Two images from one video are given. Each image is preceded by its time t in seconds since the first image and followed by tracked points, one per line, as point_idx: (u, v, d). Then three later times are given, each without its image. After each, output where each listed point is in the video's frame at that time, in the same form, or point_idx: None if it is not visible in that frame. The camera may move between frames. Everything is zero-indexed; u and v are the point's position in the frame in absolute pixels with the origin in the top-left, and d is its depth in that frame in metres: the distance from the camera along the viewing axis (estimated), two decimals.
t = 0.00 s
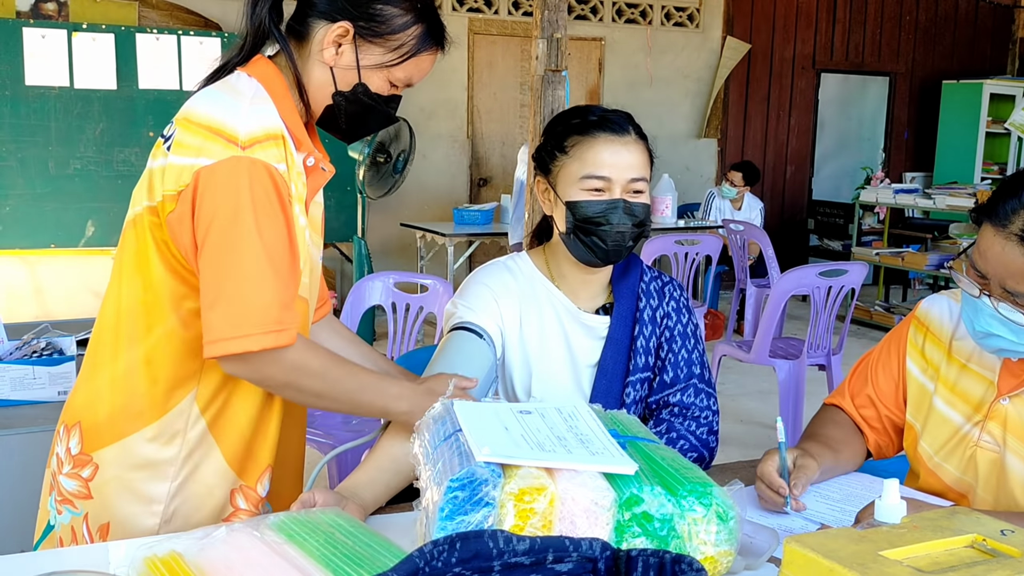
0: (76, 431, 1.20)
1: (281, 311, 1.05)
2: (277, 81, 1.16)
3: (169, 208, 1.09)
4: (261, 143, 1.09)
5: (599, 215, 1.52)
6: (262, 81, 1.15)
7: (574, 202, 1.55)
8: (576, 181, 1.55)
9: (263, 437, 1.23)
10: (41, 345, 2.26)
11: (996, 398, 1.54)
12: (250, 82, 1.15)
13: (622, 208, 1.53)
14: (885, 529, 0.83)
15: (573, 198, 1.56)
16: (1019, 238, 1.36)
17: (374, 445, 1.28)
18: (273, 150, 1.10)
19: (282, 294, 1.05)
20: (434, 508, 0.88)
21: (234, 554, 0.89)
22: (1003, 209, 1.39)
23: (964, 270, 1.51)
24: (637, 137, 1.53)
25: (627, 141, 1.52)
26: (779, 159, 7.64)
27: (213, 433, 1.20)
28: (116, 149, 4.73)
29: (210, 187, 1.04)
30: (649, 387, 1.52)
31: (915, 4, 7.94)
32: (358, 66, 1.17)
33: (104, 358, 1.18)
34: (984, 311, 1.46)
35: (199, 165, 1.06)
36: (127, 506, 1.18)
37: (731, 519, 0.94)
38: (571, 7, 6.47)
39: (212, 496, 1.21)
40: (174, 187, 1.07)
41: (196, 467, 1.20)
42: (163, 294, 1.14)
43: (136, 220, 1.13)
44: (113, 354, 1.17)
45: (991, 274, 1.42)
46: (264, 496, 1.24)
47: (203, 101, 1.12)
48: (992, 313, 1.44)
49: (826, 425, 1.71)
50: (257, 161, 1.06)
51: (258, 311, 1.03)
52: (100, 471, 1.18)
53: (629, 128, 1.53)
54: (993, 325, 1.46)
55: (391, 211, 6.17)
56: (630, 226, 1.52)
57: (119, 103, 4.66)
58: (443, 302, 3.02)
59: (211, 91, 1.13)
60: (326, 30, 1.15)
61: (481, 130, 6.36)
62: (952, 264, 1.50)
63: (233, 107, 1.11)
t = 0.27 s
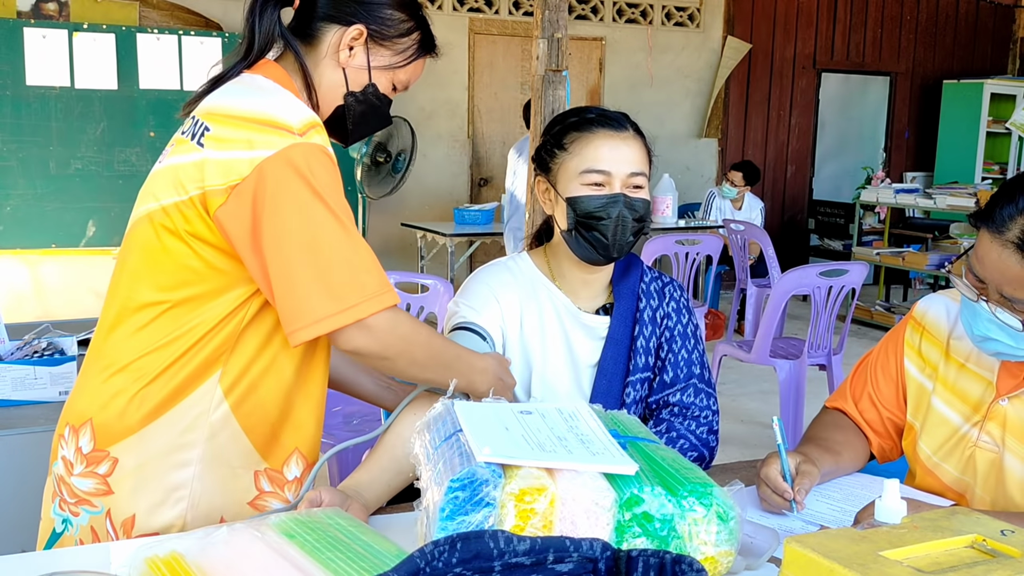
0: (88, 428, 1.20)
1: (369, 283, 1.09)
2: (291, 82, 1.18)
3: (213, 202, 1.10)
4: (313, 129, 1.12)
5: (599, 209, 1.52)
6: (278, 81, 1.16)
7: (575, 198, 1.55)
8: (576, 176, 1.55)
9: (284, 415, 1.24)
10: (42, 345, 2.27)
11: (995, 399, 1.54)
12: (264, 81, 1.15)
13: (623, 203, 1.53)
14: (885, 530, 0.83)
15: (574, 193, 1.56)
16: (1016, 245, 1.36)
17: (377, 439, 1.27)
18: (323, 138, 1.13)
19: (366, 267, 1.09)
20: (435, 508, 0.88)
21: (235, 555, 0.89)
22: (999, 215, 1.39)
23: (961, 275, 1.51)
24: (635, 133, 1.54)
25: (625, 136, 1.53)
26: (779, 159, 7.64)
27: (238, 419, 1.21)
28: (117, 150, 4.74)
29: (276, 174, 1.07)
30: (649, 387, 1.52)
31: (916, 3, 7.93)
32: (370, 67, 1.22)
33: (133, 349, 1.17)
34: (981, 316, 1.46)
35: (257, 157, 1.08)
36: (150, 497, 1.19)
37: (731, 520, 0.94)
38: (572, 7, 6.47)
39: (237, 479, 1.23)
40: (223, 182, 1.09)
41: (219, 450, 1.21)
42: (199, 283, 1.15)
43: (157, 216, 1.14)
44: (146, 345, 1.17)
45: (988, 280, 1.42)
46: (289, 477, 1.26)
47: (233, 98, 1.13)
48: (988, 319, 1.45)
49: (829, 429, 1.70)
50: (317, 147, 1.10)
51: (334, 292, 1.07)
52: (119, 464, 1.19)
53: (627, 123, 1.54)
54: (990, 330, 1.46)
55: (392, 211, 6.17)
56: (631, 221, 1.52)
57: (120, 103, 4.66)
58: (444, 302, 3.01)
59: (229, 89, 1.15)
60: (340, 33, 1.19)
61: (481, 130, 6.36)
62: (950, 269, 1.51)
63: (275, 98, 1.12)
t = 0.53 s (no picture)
0: (89, 428, 1.19)
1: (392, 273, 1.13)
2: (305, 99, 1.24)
3: (237, 193, 1.12)
4: (339, 129, 1.17)
5: (601, 203, 1.52)
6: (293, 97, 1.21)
7: (577, 192, 1.55)
8: (578, 171, 1.55)
9: (290, 412, 1.25)
10: (44, 344, 2.27)
11: (998, 398, 1.54)
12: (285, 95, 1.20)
13: (625, 197, 1.53)
14: (888, 529, 0.83)
15: (576, 187, 1.56)
16: (1021, 244, 1.36)
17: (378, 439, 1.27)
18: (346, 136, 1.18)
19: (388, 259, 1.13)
20: (437, 507, 0.88)
21: (238, 554, 0.89)
22: (1006, 214, 1.38)
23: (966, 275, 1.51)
24: (635, 130, 1.54)
25: (625, 133, 1.53)
26: (779, 159, 7.63)
27: (245, 419, 1.22)
28: (118, 149, 4.74)
29: (306, 163, 1.10)
30: (649, 387, 1.52)
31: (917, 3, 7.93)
32: (370, 88, 1.29)
33: (145, 339, 1.17)
34: (985, 316, 1.46)
35: (286, 147, 1.11)
36: (157, 498, 1.20)
37: (734, 519, 0.94)
38: (573, 7, 6.48)
39: (239, 479, 1.24)
40: (249, 172, 1.12)
41: (223, 451, 1.22)
42: (214, 274, 1.16)
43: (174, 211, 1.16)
44: (160, 335, 1.17)
45: (994, 279, 1.42)
46: (286, 479, 1.28)
47: (258, 96, 1.17)
48: (993, 318, 1.45)
49: (833, 429, 1.70)
50: (343, 143, 1.15)
51: (360, 280, 1.10)
52: (124, 466, 1.19)
53: (627, 120, 1.55)
54: (994, 329, 1.46)
55: (393, 210, 6.17)
56: (633, 216, 1.52)
57: (121, 103, 4.67)
58: (445, 302, 3.01)
59: (255, 92, 1.18)
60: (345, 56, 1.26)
61: (482, 130, 6.35)
62: (955, 268, 1.51)
63: (299, 100, 1.17)
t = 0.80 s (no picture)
0: (90, 428, 1.18)
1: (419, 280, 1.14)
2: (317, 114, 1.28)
3: (261, 201, 1.13)
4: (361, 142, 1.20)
5: (601, 204, 1.52)
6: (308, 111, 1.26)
7: (577, 193, 1.55)
8: (577, 172, 1.55)
9: (284, 424, 1.27)
10: (45, 344, 2.28)
11: (1000, 397, 1.54)
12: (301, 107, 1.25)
13: (625, 197, 1.53)
14: (887, 527, 0.83)
15: (576, 188, 1.56)
16: None
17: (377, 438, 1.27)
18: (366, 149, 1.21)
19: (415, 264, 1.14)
20: (437, 506, 0.88)
21: (240, 552, 0.90)
22: (1011, 213, 1.38)
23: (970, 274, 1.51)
24: (633, 130, 1.55)
25: (624, 133, 1.53)
26: (780, 159, 7.64)
27: (244, 422, 1.23)
28: (119, 149, 4.75)
29: (333, 172, 1.12)
30: (650, 386, 1.52)
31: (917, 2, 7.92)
32: (372, 110, 1.34)
33: (156, 338, 1.17)
34: (989, 315, 1.47)
35: (314, 157, 1.13)
36: (157, 499, 1.21)
37: (734, 517, 0.94)
38: (573, 6, 6.48)
39: (227, 481, 1.25)
40: (278, 179, 1.13)
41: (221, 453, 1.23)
42: (224, 279, 1.16)
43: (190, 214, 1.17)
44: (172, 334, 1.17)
45: (998, 278, 1.43)
46: (272, 486, 1.30)
47: (284, 108, 1.20)
48: (998, 317, 1.45)
49: (832, 428, 1.71)
50: (367, 155, 1.18)
51: (390, 286, 1.11)
52: (125, 467, 1.19)
53: (625, 121, 1.55)
54: (998, 328, 1.46)
55: (393, 210, 6.18)
56: (632, 216, 1.53)
57: (121, 103, 4.67)
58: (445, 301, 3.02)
59: (276, 104, 1.22)
60: (351, 78, 1.32)
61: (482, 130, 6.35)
62: (959, 267, 1.51)
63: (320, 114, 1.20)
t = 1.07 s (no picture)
0: (87, 427, 1.18)
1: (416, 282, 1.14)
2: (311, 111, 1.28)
3: (260, 204, 1.13)
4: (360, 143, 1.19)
5: (604, 202, 1.52)
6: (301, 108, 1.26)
7: (579, 191, 1.55)
8: (579, 171, 1.55)
9: (279, 425, 1.27)
10: (43, 344, 2.28)
11: (999, 395, 1.54)
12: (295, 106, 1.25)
13: (627, 195, 1.53)
14: (886, 526, 0.83)
15: (578, 186, 1.55)
16: None
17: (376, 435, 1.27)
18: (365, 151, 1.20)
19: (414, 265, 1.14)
20: (435, 504, 0.88)
21: (237, 549, 0.90)
22: (1010, 212, 1.38)
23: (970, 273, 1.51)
24: (636, 128, 1.55)
25: (627, 130, 1.53)
26: (780, 158, 7.63)
27: (239, 423, 1.23)
28: (119, 149, 4.75)
29: (331, 174, 1.11)
30: (649, 385, 1.52)
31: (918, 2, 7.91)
32: (369, 103, 1.33)
33: (155, 336, 1.17)
34: (988, 314, 1.46)
35: (312, 159, 1.12)
36: (155, 499, 1.21)
37: (732, 516, 0.94)
38: (573, 6, 6.48)
39: (225, 480, 1.25)
40: (275, 183, 1.13)
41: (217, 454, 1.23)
42: (220, 281, 1.16)
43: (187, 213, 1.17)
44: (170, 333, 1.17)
45: (997, 278, 1.43)
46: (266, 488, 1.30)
47: (283, 108, 1.20)
48: (997, 315, 1.45)
49: (830, 427, 1.71)
50: (366, 157, 1.17)
51: (391, 289, 1.11)
52: (122, 467, 1.19)
53: (628, 119, 1.55)
54: (998, 326, 1.46)
55: (393, 209, 6.18)
56: (636, 214, 1.52)
57: (121, 103, 4.66)
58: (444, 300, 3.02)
59: (276, 105, 1.21)
60: (346, 71, 1.31)
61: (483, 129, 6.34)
62: (959, 267, 1.51)
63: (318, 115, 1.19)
